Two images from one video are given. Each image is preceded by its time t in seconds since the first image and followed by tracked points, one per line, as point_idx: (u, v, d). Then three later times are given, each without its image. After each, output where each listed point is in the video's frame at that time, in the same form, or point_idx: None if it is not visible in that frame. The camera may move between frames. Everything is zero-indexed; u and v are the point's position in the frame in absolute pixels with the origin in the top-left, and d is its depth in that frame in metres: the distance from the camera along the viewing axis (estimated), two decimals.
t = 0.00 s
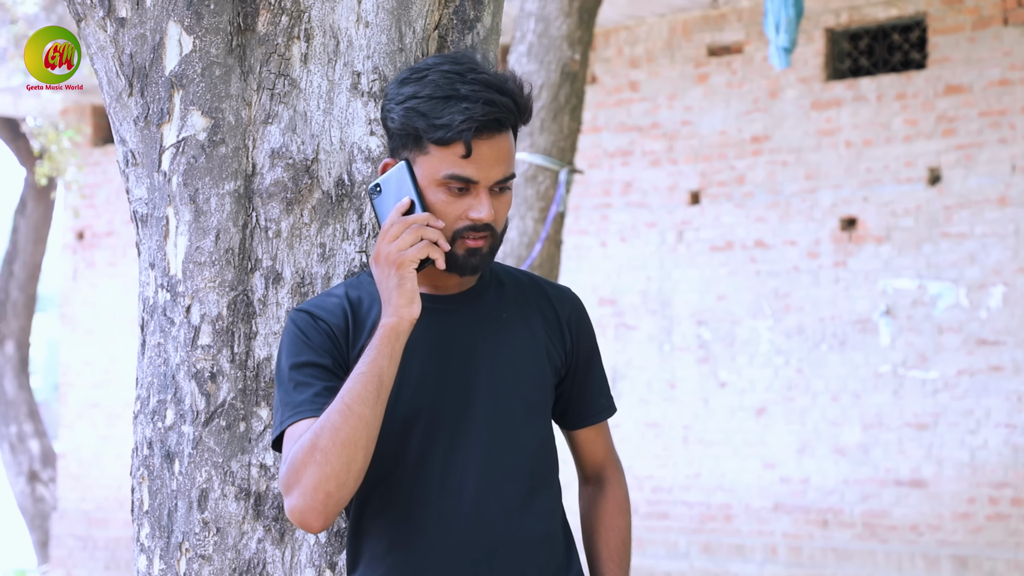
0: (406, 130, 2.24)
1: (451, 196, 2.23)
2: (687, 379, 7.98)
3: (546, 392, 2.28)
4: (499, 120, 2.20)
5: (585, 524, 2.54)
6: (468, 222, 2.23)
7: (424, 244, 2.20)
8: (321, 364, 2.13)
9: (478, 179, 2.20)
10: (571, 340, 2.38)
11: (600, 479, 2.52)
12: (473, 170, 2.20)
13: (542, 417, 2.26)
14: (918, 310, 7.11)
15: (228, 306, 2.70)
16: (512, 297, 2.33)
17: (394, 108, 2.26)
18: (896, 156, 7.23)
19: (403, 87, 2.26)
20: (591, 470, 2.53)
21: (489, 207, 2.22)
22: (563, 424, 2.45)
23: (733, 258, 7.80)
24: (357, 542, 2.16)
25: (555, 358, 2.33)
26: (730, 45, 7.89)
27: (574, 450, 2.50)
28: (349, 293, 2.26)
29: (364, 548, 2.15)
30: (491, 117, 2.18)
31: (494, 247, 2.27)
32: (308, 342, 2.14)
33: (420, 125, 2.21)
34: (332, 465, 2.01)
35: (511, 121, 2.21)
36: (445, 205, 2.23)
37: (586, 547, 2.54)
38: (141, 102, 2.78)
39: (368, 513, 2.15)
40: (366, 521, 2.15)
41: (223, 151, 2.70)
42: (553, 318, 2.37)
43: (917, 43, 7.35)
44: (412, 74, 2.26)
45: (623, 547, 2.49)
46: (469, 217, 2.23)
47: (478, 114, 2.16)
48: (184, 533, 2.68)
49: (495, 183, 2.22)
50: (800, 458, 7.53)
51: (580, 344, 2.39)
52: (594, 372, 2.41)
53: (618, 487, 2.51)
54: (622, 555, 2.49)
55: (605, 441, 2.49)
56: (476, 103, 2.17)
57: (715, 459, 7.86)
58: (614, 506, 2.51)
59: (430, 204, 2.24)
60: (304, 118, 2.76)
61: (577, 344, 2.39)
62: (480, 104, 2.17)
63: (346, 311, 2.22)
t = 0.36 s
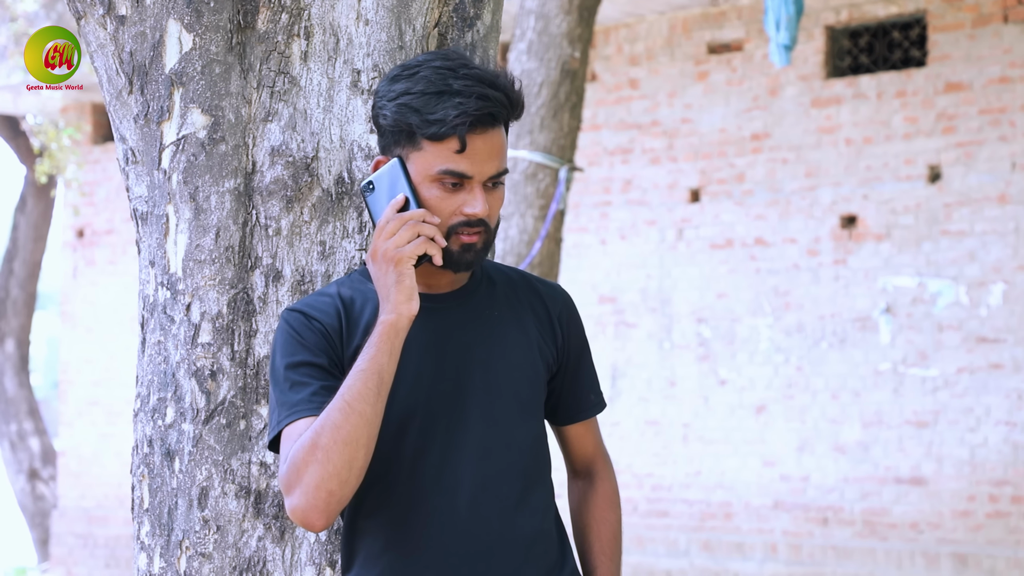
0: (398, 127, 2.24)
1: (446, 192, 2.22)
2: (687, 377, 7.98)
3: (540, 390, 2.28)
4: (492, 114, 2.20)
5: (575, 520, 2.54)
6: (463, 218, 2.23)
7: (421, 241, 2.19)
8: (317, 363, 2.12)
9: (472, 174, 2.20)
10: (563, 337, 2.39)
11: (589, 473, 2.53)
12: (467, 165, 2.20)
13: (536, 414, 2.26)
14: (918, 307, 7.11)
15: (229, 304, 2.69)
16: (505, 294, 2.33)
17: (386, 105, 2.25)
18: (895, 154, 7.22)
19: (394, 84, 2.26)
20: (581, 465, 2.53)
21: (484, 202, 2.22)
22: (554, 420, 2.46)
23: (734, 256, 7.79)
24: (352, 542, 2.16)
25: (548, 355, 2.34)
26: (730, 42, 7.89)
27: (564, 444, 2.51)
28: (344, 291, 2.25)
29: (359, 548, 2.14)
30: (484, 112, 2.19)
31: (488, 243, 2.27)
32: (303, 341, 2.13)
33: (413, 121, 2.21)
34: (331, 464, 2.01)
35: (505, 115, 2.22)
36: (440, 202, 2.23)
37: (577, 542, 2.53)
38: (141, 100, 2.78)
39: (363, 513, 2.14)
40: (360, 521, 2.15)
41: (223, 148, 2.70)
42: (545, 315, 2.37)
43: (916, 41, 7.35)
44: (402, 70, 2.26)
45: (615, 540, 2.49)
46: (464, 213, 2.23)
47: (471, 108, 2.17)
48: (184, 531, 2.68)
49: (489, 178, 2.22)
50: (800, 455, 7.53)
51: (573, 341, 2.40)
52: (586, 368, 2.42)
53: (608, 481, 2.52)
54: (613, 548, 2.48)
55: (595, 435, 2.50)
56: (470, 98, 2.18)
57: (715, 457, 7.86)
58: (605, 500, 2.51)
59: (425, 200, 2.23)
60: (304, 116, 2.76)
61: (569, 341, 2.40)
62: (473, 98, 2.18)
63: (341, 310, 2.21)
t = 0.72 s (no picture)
0: (396, 131, 2.34)
1: (443, 193, 2.33)
2: (681, 374, 8.10)
3: (535, 386, 2.39)
4: (486, 118, 2.31)
5: (569, 511, 2.65)
6: (460, 219, 2.33)
7: (421, 242, 2.30)
8: (320, 363, 2.23)
9: (468, 176, 2.31)
10: (556, 334, 2.50)
11: (582, 465, 2.64)
12: (464, 167, 2.30)
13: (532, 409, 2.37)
14: (906, 307, 7.23)
15: (236, 303, 2.80)
16: (500, 294, 2.44)
17: (383, 110, 2.35)
18: (885, 157, 7.35)
19: (391, 90, 2.35)
20: (574, 458, 2.65)
21: (480, 203, 2.33)
22: (548, 414, 2.56)
23: (727, 256, 7.91)
24: (357, 536, 2.26)
25: (542, 352, 2.45)
26: (724, 49, 8.02)
27: (558, 438, 2.62)
28: (344, 293, 2.35)
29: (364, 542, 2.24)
30: (479, 116, 2.29)
31: (484, 243, 2.38)
32: (305, 342, 2.23)
33: (410, 125, 2.31)
34: (337, 460, 2.11)
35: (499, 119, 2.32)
36: (437, 203, 2.33)
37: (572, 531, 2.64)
38: (151, 105, 2.87)
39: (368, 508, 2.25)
40: (365, 516, 2.25)
41: (230, 153, 2.80)
42: (539, 313, 2.49)
43: (905, 47, 7.45)
44: (398, 77, 2.35)
45: (609, 530, 2.61)
46: (461, 214, 2.33)
47: (467, 112, 2.27)
48: (193, 523, 2.77)
49: (485, 180, 2.33)
50: (791, 450, 7.66)
51: (565, 338, 2.51)
52: (579, 364, 2.53)
53: (600, 473, 2.63)
54: (605, 536, 2.60)
55: (587, 429, 2.61)
56: (465, 102, 2.28)
57: (709, 452, 7.97)
58: (598, 490, 2.63)
59: (423, 202, 2.33)
60: (310, 121, 2.87)
61: (562, 338, 2.51)
62: (468, 103, 2.28)
63: (341, 311, 2.32)
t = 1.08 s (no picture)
0: (402, 130, 2.42)
1: (452, 186, 2.39)
2: (678, 373, 8.19)
3: (543, 384, 2.46)
4: (489, 109, 2.38)
5: (573, 515, 2.72)
6: (469, 212, 2.40)
7: (431, 235, 2.36)
8: (333, 359, 2.31)
9: (474, 167, 2.38)
10: (564, 335, 2.57)
11: (585, 468, 2.73)
12: (469, 158, 2.37)
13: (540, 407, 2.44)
14: (898, 308, 7.33)
15: (242, 303, 2.81)
16: (509, 295, 2.52)
17: (388, 111, 2.43)
18: (877, 161, 7.45)
19: (395, 91, 2.43)
20: (578, 460, 2.73)
21: (488, 193, 2.39)
22: (554, 415, 2.64)
23: (723, 258, 8.00)
24: (371, 528, 2.35)
25: (550, 351, 2.52)
26: (720, 55, 8.11)
27: (563, 439, 2.71)
28: (357, 292, 2.43)
29: (378, 534, 2.33)
30: (481, 107, 2.37)
31: (495, 235, 2.44)
32: (319, 338, 2.31)
33: (416, 121, 2.39)
34: (350, 450, 2.18)
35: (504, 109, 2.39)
36: (446, 198, 2.39)
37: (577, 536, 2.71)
38: (161, 109, 2.90)
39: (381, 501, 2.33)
40: (378, 509, 2.34)
41: (237, 156, 2.82)
42: (547, 314, 2.56)
43: (897, 54, 7.57)
44: (402, 79, 2.44)
45: (610, 535, 2.68)
46: (470, 207, 2.39)
47: (469, 102, 2.35)
48: (200, 518, 2.78)
49: (492, 170, 2.40)
50: (786, 448, 7.75)
51: (573, 339, 2.58)
52: (585, 364, 2.61)
53: (603, 477, 2.71)
54: (606, 542, 2.68)
55: (591, 431, 2.69)
56: (467, 94, 2.36)
57: (705, 449, 8.06)
58: (600, 495, 2.70)
59: (432, 198, 2.40)
60: (315, 124, 2.88)
61: (569, 339, 2.58)
62: (470, 94, 2.36)
63: (355, 310, 2.40)
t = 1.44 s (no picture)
0: (424, 124, 2.45)
1: (478, 172, 2.42)
2: (678, 376, 8.19)
3: (568, 389, 2.46)
4: (505, 92, 2.43)
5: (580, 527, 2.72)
6: (499, 194, 2.42)
7: (466, 216, 2.38)
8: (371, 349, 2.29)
9: (499, 149, 2.42)
10: (587, 341, 2.59)
11: (595, 478, 2.72)
12: (493, 140, 2.41)
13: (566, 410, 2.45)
14: (898, 311, 7.34)
15: (243, 306, 2.80)
16: (536, 297, 2.52)
17: (408, 111, 2.46)
18: (877, 164, 7.45)
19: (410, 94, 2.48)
20: (587, 471, 2.72)
21: (514, 172, 2.43)
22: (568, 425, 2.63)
23: (723, 261, 7.99)
24: (396, 525, 2.32)
25: (575, 356, 2.53)
26: (721, 58, 8.11)
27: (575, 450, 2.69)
28: (390, 292, 2.42)
29: (405, 532, 2.30)
30: (499, 92, 2.41)
31: (525, 219, 2.47)
32: (355, 330, 2.29)
33: (436, 113, 2.42)
34: (397, 423, 2.15)
35: (522, 94, 2.43)
36: (475, 183, 2.42)
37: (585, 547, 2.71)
38: (161, 112, 2.90)
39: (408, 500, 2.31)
40: (406, 507, 2.31)
41: (238, 159, 2.81)
42: (572, 319, 2.57)
43: (897, 58, 7.57)
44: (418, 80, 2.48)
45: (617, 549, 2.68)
46: (499, 188, 2.42)
47: (488, 87, 2.39)
48: (200, 521, 2.77)
49: (515, 154, 2.44)
50: (786, 451, 7.74)
51: (594, 347, 2.59)
52: (604, 374, 2.61)
53: (612, 490, 2.71)
54: (613, 554, 2.68)
55: (603, 442, 2.69)
56: (482, 81, 2.41)
57: (705, 453, 8.06)
58: (608, 507, 2.71)
59: (461, 185, 2.42)
60: (316, 127, 2.88)
61: (590, 346, 2.59)
62: (485, 78, 2.41)
63: (388, 306, 2.39)
